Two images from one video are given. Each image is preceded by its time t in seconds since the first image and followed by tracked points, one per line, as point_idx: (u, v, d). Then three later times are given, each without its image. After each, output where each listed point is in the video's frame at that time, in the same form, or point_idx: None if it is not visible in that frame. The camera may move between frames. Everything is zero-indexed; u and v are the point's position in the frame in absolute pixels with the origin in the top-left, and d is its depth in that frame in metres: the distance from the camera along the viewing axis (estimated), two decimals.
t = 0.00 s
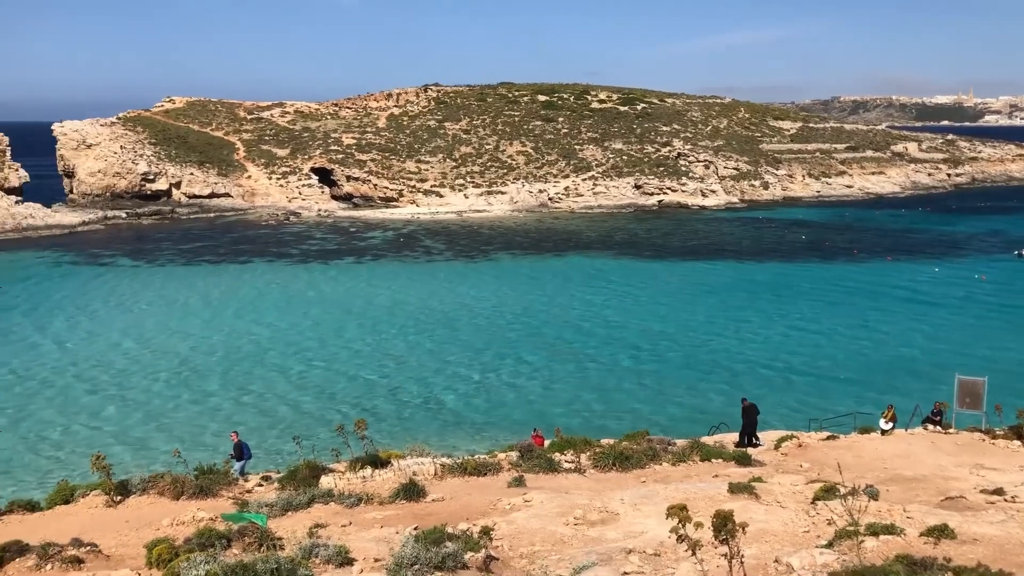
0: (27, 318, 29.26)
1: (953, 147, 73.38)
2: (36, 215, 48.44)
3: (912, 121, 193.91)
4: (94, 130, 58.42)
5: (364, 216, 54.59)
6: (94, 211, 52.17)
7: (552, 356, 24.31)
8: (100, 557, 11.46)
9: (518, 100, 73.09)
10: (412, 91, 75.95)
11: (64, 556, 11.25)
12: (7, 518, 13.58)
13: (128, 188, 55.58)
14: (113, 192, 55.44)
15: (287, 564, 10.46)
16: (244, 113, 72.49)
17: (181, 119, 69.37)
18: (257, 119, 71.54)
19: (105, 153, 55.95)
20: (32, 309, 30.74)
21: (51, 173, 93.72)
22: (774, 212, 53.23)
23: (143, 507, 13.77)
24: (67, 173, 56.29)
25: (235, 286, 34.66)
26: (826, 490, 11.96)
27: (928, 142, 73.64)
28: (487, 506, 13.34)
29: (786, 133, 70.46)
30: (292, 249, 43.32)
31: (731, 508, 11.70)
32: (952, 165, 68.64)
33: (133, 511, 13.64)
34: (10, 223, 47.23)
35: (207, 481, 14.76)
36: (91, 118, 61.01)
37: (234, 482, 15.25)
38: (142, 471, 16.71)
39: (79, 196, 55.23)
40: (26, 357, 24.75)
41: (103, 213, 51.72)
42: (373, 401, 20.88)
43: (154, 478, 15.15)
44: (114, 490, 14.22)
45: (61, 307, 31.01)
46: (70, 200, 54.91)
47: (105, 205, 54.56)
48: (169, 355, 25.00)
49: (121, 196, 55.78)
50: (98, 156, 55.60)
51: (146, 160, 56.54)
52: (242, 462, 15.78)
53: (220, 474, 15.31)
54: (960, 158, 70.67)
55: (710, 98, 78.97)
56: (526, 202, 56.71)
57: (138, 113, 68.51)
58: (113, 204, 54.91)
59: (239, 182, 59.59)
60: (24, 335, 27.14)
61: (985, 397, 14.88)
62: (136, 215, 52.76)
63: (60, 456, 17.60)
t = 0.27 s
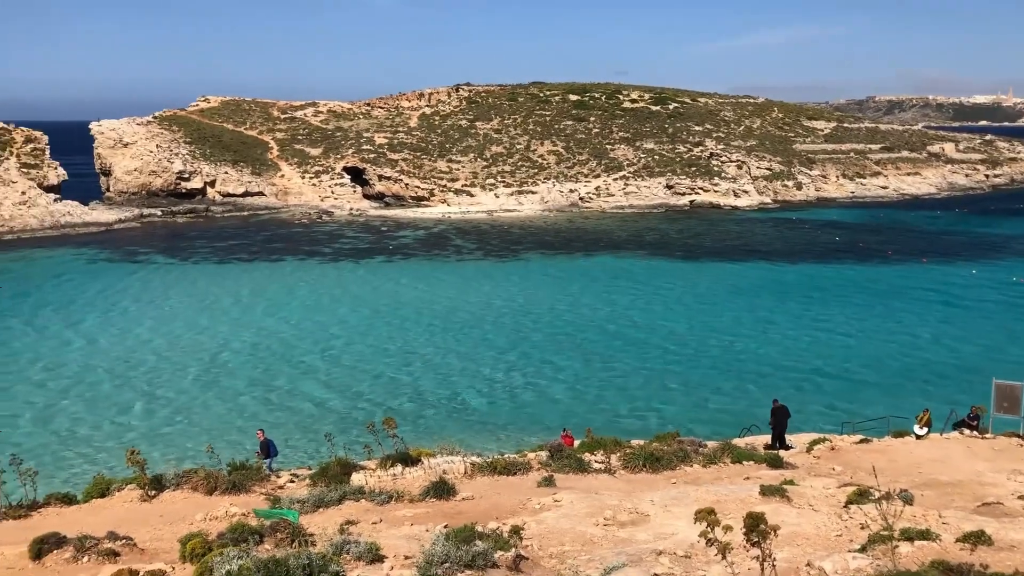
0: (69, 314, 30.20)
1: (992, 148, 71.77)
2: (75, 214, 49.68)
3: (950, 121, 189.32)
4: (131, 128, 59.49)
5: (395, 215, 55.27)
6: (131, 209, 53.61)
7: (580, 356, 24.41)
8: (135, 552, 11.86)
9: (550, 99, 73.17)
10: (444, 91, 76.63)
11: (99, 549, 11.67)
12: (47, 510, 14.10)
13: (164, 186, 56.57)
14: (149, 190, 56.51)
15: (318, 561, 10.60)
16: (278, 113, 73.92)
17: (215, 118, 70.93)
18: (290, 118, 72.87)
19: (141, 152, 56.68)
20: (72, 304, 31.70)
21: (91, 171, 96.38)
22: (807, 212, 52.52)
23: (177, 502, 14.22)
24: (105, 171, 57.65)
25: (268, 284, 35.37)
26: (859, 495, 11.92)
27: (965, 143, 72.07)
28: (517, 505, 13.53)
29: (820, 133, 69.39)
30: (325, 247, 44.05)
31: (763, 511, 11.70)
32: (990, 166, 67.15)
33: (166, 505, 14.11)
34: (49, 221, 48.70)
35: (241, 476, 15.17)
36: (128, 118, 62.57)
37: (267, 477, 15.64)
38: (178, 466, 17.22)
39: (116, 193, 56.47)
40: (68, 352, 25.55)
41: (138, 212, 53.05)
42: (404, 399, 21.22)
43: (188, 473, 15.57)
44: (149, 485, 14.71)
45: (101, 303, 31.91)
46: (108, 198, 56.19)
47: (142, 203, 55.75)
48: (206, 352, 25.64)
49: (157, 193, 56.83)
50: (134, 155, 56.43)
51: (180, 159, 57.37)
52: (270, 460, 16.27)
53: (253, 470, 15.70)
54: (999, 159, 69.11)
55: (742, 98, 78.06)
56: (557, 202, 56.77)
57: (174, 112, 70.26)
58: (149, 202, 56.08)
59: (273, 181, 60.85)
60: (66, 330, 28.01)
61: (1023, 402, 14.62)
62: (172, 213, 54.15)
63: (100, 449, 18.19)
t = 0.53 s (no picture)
0: (112, 309, 31.18)
1: None
2: (115, 212, 51.57)
3: (994, 120, 183.88)
4: (171, 128, 61.13)
5: (430, 214, 55.85)
6: (171, 207, 54.93)
7: (613, 356, 24.47)
8: (175, 545, 12.29)
9: (585, 99, 73.04)
10: (479, 90, 77.14)
11: (137, 542, 12.12)
12: (90, 503, 14.64)
13: (202, 185, 57.80)
14: (188, 189, 57.85)
15: (355, 556, 10.91)
16: (314, 113, 75.38)
17: (253, 118, 72.50)
18: (327, 118, 74.15)
19: (180, 151, 58.21)
20: (115, 300, 32.72)
21: (134, 170, 99.18)
22: (845, 212, 51.63)
23: (215, 497, 14.73)
24: (145, 171, 59.21)
25: (303, 282, 36.10)
26: (897, 498, 11.85)
27: (1008, 142, 70.27)
28: (551, 505, 13.72)
29: (859, 132, 68.07)
30: (360, 246, 44.77)
31: (799, 513, 11.69)
32: None
33: (202, 500, 14.60)
34: (91, 219, 50.16)
35: (278, 472, 15.64)
36: (168, 118, 64.28)
37: (304, 474, 16.10)
38: (217, 460, 17.73)
39: (156, 192, 57.79)
40: (112, 347, 26.40)
41: (178, 211, 54.46)
42: (438, 397, 21.56)
43: (226, 469, 16.11)
44: (188, 479, 15.26)
45: (143, 299, 32.89)
46: (148, 196, 57.44)
47: (181, 202, 57.05)
48: (244, 348, 26.31)
49: (196, 192, 58.10)
50: (174, 154, 57.98)
51: (219, 158, 58.81)
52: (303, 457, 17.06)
53: (290, 466, 16.17)
54: None
55: (779, 97, 76.86)
56: (591, 201, 56.72)
57: (212, 113, 72.00)
58: (189, 201, 57.31)
59: (309, 180, 62.03)
60: (109, 325, 28.92)
61: None
62: (210, 211, 55.58)
63: (144, 442, 18.82)
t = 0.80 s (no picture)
0: (157, 306, 32.18)
1: None
2: (159, 210, 53.20)
3: None
4: (213, 127, 62.79)
5: (468, 212, 56.37)
6: (213, 206, 56.55)
7: (647, 356, 24.47)
8: (216, 539, 12.77)
9: (624, 97, 72.69)
10: (517, 88, 77.52)
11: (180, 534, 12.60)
12: (134, 496, 15.28)
13: (244, 183, 59.25)
14: (230, 188, 59.30)
15: (394, 552, 11.23)
16: (354, 112, 76.87)
17: (294, 118, 74.14)
18: (366, 117, 75.50)
19: (223, 151, 59.74)
20: (159, 297, 33.76)
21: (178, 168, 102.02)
22: (889, 211, 50.54)
23: (256, 492, 15.28)
24: (188, 169, 60.82)
25: (341, 280, 36.86)
26: (942, 502, 11.75)
27: None
28: (589, 504, 13.92)
29: (903, 130, 66.36)
30: (399, 244, 45.46)
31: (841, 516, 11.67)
32: None
33: (243, 495, 15.17)
34: (136, 217, 51.53)
35: (317, 469, 16.13)
36: (210, 117, 65.88)
37: (344, 470, 16.58)
38: (258, 454, 18.30)
39: (199, 190, 59.52)
40: (157, 342, 27.30)
41: (220, 209, 55.98)
42: (477, 395, 21.89)
43: (266, 464, 16.67)
44: (229, 474, 15.86)
45: (185, 296, 33.84)
46: (192, 195, 59.18)
47: (223, 200, 58.61)
48: (284, 345, 26.99)
49: (237, 190, 59.57)
50: (216, 154, 59.52)
51: (260, 158, 60.26)
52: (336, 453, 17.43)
53: (330, 462, 16.66)
54: None
55: (820, 94, 75.29)
56: (629, 200, 56.52)
57: (252, 111, 73.61)
58: (230, 199, 58.79)
59: (348, 179, 63.26)
60: (154, 322, 29.86)
61: None
62: (251, 210, 57.05)
63: (189, 434, 19.50)
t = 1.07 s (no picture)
0: (204, 303, 33.19)
1: None
2: (204, 208, 54.85)
3: None
4: (258, 127, 64.35)
5: (508, 211, 56.74)
6: (257, 204, 58.02)
7: (685, 356, 24.43)
8: (260, 534, 13.29)
9: (665, 95, 72.13)
10: (558, 87, 77.58)
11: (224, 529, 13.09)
12: (179, 490, 15.84)
13: (287, 182, 60.64)
14: (273, 186, 60.76)
15: (435, 550, 11.56)
16: (396, 112, 78.03)
17: (337, 117, 75.61)
18: (407, 117, 76.61)
19: (267, 150, 61.43)
20: (204, 294, 34.81)
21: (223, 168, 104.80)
22: (937, 210, 49.35)
23: (299, 487, 15.81)
24: (233, 168, 62.24)
25: (379, 278, 37.57)
26: (992, 507, 11.61)
27: None
28: (630, 504, 14.08)
29: (951, 127, 64.79)
30: (439, 243, 46.08)
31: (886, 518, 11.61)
32: None
33: (286, 490, 15.70)
34: (182, 216, 53.20)
35: (359, 464, 16.58)
36: (254, 117, 67.42)
37: (385, 466, 17.02)
38: (300, 450, 18.87)
39: (243, 189, 60.91)
40: (204, 338, 28.22)
41: (265, 208, 57.39)
42: (517, 393, 22.16)
43: (308, 461, 17.20)
44: (273, 469, 16.39)
45: (229, 294, 34.90)
46: (237, 193, 60.65)
47: (267, 198, 59.91)
48: (325, 342, 27.70)
49: (281, 189, 60.89)
50: (260, 153, 61.12)
51: (303, 157, 61.69)
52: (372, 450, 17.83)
53: (371, 458, 17.12)
54: None
55: (865, 91, 73.57)
56: (670, 198, 56.18)
57: (295, 111, 75.17)
58: (274, 197, 60.11)
59: (390, 178, 64.31)
60: (200, 319, 30.83)
61: None
62: (295, 208, 58.25)
63: (237, 428, 20.22)
